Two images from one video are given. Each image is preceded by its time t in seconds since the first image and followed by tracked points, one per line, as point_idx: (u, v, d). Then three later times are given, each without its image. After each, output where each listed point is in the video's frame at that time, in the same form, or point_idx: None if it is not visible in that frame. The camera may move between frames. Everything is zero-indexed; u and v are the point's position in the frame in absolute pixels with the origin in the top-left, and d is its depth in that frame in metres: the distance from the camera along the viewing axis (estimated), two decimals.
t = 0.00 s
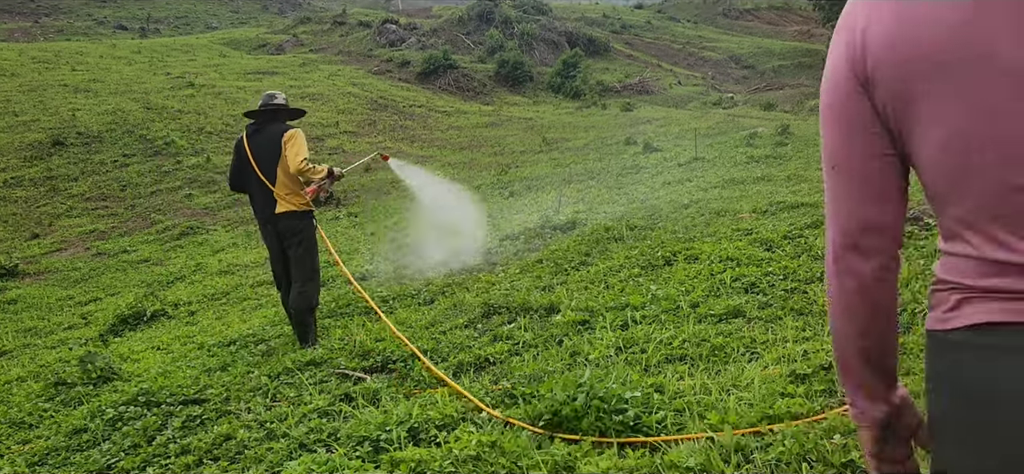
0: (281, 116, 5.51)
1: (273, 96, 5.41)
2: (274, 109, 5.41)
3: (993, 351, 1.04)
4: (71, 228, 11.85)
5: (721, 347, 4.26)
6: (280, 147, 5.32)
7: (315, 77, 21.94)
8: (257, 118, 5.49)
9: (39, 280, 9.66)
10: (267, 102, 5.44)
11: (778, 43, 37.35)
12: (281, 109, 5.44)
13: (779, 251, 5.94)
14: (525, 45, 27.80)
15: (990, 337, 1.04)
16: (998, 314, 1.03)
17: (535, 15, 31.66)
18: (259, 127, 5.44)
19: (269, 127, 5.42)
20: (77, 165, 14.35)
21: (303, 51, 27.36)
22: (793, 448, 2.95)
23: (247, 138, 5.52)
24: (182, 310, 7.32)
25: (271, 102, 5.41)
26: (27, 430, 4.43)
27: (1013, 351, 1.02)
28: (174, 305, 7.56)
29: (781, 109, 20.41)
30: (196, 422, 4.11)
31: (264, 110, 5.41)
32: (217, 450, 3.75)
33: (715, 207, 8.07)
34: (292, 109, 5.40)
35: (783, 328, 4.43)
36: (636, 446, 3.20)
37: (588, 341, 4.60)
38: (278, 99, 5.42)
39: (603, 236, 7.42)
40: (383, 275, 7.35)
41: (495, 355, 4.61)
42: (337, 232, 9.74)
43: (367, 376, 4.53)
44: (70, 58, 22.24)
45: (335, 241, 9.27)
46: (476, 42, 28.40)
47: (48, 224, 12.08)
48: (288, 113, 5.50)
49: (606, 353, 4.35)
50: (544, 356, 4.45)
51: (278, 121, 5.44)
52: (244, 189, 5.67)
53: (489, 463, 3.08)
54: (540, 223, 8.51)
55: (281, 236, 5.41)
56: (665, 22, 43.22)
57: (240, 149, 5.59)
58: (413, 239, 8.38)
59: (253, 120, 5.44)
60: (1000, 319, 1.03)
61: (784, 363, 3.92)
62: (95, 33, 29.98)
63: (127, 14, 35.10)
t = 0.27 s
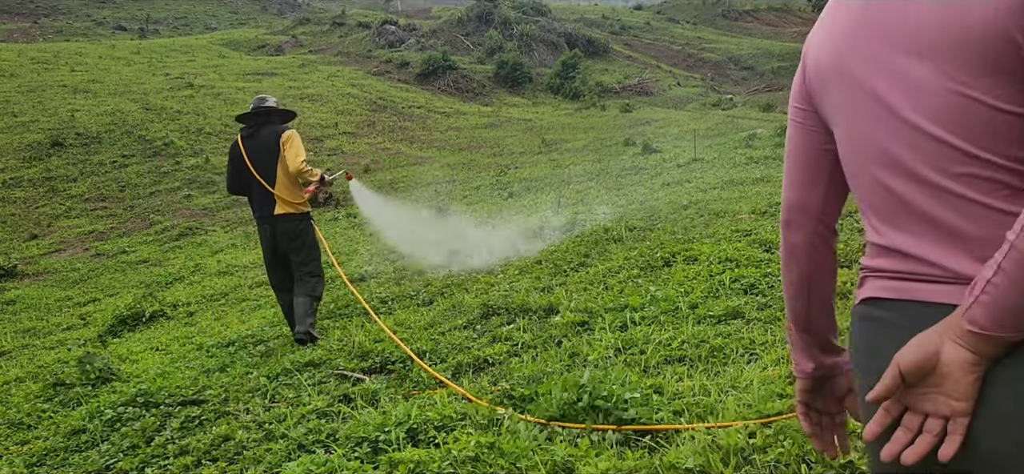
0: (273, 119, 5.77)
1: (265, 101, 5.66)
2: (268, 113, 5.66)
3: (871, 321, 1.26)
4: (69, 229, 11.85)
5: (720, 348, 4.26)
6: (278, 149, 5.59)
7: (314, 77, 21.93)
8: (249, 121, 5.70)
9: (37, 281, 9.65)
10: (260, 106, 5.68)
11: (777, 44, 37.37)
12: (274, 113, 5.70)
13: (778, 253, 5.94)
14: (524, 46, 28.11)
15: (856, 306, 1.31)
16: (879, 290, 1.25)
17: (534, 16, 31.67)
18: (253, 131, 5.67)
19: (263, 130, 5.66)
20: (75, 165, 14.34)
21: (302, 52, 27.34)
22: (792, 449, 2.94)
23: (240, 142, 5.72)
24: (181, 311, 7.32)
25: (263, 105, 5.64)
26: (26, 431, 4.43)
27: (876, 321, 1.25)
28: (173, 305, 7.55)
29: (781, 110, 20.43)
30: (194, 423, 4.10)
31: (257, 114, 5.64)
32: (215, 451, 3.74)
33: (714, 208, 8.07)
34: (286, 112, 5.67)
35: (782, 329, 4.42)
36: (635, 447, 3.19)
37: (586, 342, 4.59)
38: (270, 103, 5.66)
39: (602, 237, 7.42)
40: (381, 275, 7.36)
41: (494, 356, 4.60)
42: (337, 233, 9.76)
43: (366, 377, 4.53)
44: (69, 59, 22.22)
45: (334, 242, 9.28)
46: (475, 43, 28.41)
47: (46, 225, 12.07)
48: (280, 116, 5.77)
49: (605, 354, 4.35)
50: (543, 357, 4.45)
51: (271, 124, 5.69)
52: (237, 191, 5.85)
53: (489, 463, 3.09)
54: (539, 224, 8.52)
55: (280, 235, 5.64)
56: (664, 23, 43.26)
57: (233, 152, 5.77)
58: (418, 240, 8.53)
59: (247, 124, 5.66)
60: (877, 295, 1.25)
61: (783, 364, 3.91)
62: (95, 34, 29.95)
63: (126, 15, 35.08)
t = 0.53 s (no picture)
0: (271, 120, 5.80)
1: (264, 103, 5.69)
2: (265, 115, 5.68)
3: (856, 315, 1.52)
4: (69, 230, 11.84)
5: (719, 350, 4.26)
6: (275, 150, 5.62)
7: (314, 79, 21.93)
8: (246, 123, 5.72)
9: (36, 282, 9.65)
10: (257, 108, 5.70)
11: (777, 46, 37.39)
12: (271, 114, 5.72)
13: (777, 255, 5.94)
14: (524, 48, 28.16)
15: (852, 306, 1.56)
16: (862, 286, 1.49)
17: (534, 18, 31.70)
18: (250, 132, 5.69)
19: (263, 132, 5.69)
20: (75, 166, 14.34)
21: (302, 53, 27.33)
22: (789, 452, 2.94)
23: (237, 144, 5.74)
24: (180, 312, 7.31)
25: (262, 107, 5.67)
26: (24, 432, 4.43)
27: (859, 317, 1.50)
28: (172, 306, 7.55)
29: (780, 112, 20.45)
30: (192, 424, 4.09)
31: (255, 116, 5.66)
32: (213, 452, 3.74)
33: (714, 210, 8.07)
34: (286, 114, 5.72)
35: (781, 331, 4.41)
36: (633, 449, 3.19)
37: (585, 344, 4.59)
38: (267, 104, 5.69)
39: (601, 238, 7.42)
40: (380, 276, 7.37)
41: (493, 357, 4.60)
42: (337, 235, 9.78)
43: (364, 378, 4.52)
44: (69, 59, 22.21)
45: (334, 243, 9.29)
46: (475, 44, 28.41)
47: (45, 225, 12.06)
48: (279, 118, 5.81)
49: (603, 356, 4.35)
50: (542, 359, 4.44)
51: (268, 126, 5.72)
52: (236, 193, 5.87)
53: (488, 464, 3.11)
54: (538, 225, 8.53)
55: (280, 235, 5.68)
56: (664, 25, 43.30)
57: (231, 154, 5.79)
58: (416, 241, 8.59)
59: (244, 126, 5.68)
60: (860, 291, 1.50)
61: (782, 366, 3.90)
62: (94, 34, 29.94)
63: (126, 16, 35.08)
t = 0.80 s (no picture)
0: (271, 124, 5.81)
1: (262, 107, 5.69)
2: (265, 118, 5.70)
3: (893, 326, 1.54)
4: (67, 232, 11.83)
5: (717, 354, 4.26)
6: (274, 152, 5.62)
7: (313, 82, 21.94)
8: (246, 127, 5.75)
9: (34, 284, 9.63)
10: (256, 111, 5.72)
11: (776, 51, 37.45)
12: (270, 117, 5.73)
13: (776, 259, 5.94)
14: (523, 51, 28.23)
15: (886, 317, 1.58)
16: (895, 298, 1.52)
17: (533, 22, 31.75)
18: (251, 135, 5.71)
19: (262, 135, 5.70)
20: (74, 168, 14.33)
21: (301, 56, 27.35)
22: (787, 457, 2.94)
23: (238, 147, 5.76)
24: (179, 314, 7.30)
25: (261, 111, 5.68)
26: (22, 434, 4.42)
27: (897, 331, 1.52)
28: (170, 309, 7.55)
29: (779, 117, 20.48)
30: (190, 427, 4.09)
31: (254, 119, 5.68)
32: (211, 455, 3.73)
33: (713, 214, 8.08)
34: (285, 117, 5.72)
35: (779, 335, 4.41)
36: (630, 453, 3.19)
37: (584, 348, 4.59)
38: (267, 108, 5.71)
39: (600, 242, 7.43)
40: (378, 280, 7.36)
41: (491, 361, 4.60)
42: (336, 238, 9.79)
43: (362, 382, 4.52)
44: (68, 62, 22.22)
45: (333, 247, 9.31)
46: (474, 48, 28.46)
47: (44, 228, 12.05)
48: (278, 122, 5.81)
49: (602, 360, 4.34)
50: (540, 362, 4.45)
51: (267, 129, 5.73)
52: (238, 196, 5.89)
53: (486, 467, 3.10)
54: (536, 229, 8.53)
55: (281, 237, 5.69)
56: (663, 29, 43.40)
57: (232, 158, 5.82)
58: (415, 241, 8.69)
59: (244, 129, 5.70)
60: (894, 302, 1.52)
61: (780, 371, 3.90)
62: (94, 37, 29.95)
63: (126, 18, 35.10)
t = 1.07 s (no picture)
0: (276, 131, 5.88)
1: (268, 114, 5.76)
2: (269, 125, 5.77)
3: (951, 340, 1.45)
4: (63, 237, 11.80)
5: (715, 361, 4.25)
6: (275, 160, 5.69)
7: (310, 87, 21.95)
8: (251, 133, 5.83)
9: (30, 288, 9.60)
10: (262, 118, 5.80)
11: (772, 57, 37.59)
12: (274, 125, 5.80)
13: (773, 265, 5.95)
14: (520, 57, 28.31)
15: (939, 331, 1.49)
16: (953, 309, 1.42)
17: (530, 27, 31.83)
18: (255, 142, 5.79)
19: (266, 141, 5.77)
20: (70, 173, 14.30)
21: (298, 61, 27.36)
22: (785, 463, 2.93)
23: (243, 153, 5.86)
24: (175, 320, 7.27)
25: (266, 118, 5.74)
26: (17, 440, 4.40)
27: (957, 347, 1.44)
28: (167, 314, 7.52)
29: (776, 123, 20.54)
30: (186, 433, 4.07)
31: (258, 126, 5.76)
32: (207, 461, 3.71)
33: (709, 220, 8.09)
34: (290, 125, 5.77)
35: (777, 342, 4.42)
36: (628, 459, 3.18)
37: (581, 354, 4.58)
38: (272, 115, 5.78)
39: (597, 248, 7.43)
40: (375, 286, 7.34)
41: (489, 367, 4.59)
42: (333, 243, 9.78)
43: (359, 387, 4.51)
44: (65, 67, 22.20)
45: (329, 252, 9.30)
46: (471, 53, 28.51)
47: (39, 232, 12.02)
48: (284, 128, 5.88)
49: (599, 365, 4.34)
50: (538, 368, 4.44)
51: (271, 136, 5.80)
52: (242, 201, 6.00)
53: None
54: (534, 234, 8.53)
55: (281, 242, 5.76)
56: (660, 35, 43.55)
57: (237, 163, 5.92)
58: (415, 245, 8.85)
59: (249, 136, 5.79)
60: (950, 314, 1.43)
61: (778, 377, 3.90)
62: (90, 41, 29.93)
63: (122, 23, 35.09)
